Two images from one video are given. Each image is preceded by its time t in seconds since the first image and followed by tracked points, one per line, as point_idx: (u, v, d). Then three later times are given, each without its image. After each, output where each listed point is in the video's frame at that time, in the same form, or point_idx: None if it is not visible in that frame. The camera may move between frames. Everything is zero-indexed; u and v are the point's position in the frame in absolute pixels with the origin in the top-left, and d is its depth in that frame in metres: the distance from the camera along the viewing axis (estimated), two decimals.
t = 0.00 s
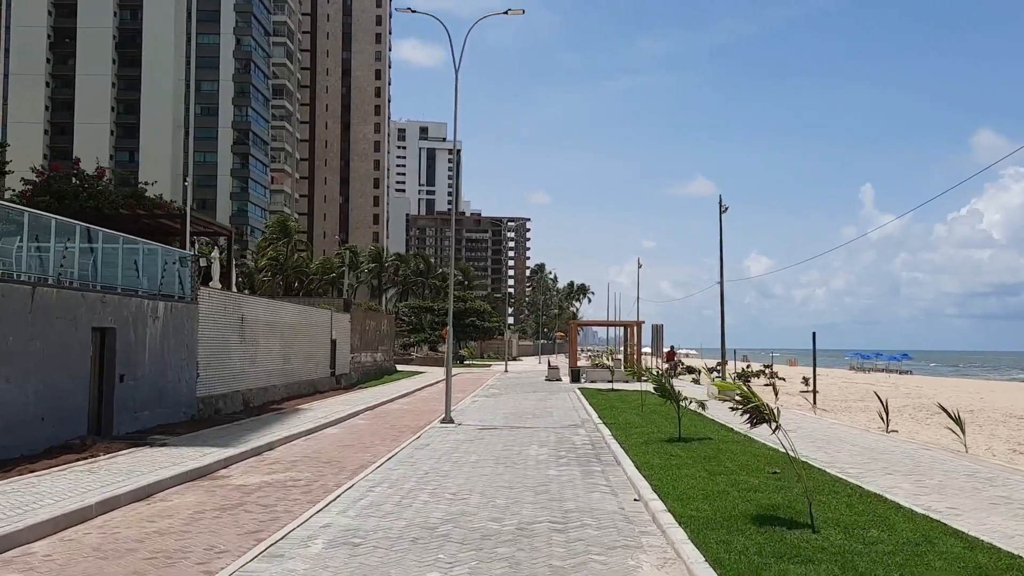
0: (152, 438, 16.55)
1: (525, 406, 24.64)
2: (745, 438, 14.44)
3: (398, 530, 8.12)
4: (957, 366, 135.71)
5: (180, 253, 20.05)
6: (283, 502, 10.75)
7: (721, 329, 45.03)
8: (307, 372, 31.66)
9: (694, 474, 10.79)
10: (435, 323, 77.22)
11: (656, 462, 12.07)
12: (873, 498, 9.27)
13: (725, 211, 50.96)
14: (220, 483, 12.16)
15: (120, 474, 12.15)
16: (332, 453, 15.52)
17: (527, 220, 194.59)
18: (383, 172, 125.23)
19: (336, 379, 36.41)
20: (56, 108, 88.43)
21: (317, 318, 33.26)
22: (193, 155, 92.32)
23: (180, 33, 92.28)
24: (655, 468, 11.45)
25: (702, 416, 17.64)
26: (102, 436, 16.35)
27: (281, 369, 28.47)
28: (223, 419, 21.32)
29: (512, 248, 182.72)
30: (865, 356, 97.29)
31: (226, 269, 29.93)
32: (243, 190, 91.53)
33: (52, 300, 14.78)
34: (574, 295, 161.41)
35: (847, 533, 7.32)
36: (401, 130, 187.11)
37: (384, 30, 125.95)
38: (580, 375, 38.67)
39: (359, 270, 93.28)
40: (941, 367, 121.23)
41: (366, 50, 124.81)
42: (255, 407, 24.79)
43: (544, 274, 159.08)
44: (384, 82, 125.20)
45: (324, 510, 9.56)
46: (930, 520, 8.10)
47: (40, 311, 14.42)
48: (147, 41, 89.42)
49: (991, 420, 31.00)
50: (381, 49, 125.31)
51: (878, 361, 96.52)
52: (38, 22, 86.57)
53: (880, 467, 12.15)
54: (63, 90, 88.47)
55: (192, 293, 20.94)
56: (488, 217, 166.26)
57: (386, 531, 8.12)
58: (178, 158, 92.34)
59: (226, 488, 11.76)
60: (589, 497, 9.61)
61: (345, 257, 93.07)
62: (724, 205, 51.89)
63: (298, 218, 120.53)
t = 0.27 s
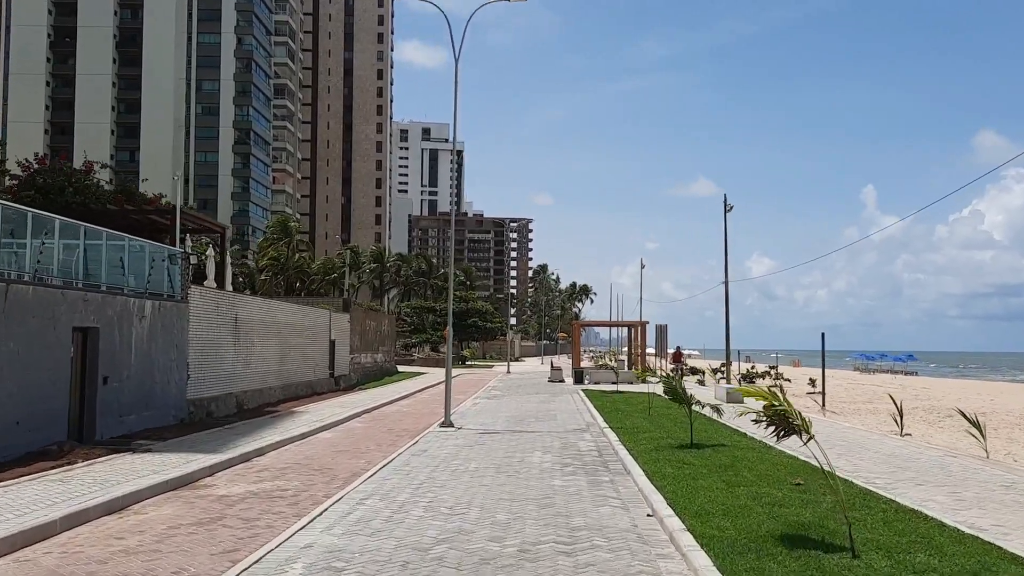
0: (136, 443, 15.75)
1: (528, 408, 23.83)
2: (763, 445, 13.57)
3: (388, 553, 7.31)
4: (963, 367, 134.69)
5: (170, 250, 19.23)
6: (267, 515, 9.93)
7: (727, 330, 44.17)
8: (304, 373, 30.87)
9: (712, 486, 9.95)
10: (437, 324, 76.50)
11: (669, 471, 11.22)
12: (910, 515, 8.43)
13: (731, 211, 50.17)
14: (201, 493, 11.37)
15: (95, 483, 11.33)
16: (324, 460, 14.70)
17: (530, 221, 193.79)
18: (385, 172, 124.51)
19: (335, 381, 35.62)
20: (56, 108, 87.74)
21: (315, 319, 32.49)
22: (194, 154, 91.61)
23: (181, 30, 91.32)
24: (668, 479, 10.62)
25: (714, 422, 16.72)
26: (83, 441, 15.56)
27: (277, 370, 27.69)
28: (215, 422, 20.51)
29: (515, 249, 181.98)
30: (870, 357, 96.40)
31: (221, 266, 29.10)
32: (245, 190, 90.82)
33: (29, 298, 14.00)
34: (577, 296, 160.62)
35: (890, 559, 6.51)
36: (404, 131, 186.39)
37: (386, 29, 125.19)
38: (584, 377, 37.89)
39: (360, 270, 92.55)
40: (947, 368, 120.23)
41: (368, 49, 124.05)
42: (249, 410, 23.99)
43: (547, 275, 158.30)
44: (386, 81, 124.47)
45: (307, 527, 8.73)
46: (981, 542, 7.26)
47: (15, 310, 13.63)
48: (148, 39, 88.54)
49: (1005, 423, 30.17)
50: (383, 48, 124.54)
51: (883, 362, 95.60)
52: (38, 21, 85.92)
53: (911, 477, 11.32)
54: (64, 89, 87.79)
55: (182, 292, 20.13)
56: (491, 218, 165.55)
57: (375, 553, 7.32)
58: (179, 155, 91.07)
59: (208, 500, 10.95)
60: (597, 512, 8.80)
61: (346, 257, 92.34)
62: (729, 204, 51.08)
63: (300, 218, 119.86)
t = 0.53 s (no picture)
0: (112, 449, 14.87)
1: (529, 411, 22.96)
2: (781, 454, 12.67)
3: None
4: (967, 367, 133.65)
5: (155, 247, 18.39)
6: (244, 532, 9.08)
7: (732, 331, 43.28)
8: (299, 375, 30.02)
9: (732, 501, 9.06)
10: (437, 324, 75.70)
11: (683, 482, 10.34)
12: (957, 536, 7.62)
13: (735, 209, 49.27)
14: (176, 506, 10.52)
15: (60, 496, 10.47)
16: (313, 468, 13.84)
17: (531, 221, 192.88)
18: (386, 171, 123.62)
19: (331, 382, 34.77)
20: (54, 106, 86.97)
21: (311, 319, 31.64)
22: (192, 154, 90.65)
23: (180, 29, 90.55)
24: (683, 491, 9.73)
25: (727, 427, 15.82)
26: (58, 447, 14.67)
27: (270, 372, 26.79)
28: (203, 426, 19.65)
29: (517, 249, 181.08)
30: (875, 358, 95.46)
31: (213, 264, 28.32)
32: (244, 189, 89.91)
33: None
34: (579, 296, 159.71)
35: None
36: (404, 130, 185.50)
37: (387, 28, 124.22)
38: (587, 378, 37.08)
39: (360, 270, 91.73)
40: (952, 369, 119.31)
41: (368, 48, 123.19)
42: (240, 413, 23.17)
43: (548, 275, 157.36)
44: (387, 80, 123.61)
45: (284, 548, 7.88)
46: None
47: None
48: (145, 37, 87.64)
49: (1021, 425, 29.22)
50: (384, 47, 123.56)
51: (888, 362, 94.70)
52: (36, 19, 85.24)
53: (944, 489, 10.44)
54: (62, 88, 87.03)
55: (169, 290, 19.31)
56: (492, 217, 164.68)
57: None
58: (177, 154, 90.48)
59: (181, 514, 10.10)
60: (606, 531, 7.97)
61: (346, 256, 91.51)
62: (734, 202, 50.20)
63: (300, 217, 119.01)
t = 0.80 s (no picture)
0: (87, 456, 14.02)
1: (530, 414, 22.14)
2: (799, 463, 11.75)
3: None
4: (972, 368, 132.67)
5: (137, 243, 17.59)
6: (214, 552, 8.23)
7: (737, 331, 42.44)
8: (292, 376, 29.21)
9: (752, 519, 8.15)
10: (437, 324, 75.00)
11: (696, 495, 9.44)
12: (1009, 560, 6.73)
13: (739, 208, 48.45)
14: (145, 521, 9.68)
15: (18, 508, 9.62)
16: (297, 477, 12.97)
17: (533, 221, 192.01)
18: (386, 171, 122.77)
19: (327, 384, 33.96)
20: (51, 105, 86.10)
21: (306, 319, 30.82)
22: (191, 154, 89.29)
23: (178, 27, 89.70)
24: (697, 507, 8.81)
25: (738, 434, 14.88)
26: (28, 454, 13.83)
27: (262, 373, 25.97)
28: (187, 430, 18.80)
29: (518, 249, 180.29)
30: (880, 358, 94.53)
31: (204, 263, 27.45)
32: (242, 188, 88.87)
33: None
34: (580, 296, 158.90)
35: None
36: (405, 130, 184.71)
37: (388, 27, 123.32)
38: (589, 380, 36.37)
39: (359, 269, 90.95)
40: (957, 369, 118.27)
41: (368, 47, 122.37)
42: (229, 417, 22.31)
43: (550, 275, 156.59)
44: (387, 79, 122.78)
45: (253, 572, 7.04)
46: None
47: None
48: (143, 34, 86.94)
49: None
50: (384, 46, 122.67)
51: (893, 363, 93.84)
52: (33, 17, 84.44)
53: (980, 502, 9.48)
54: (58, 86, 86.16)
55: (152, 288, 18.45)
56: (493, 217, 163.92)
57: None
58: (174, 153, 89.62)
59: (148, 530, 9.25)
60: (614, 554, 7.12)
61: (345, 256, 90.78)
62: (738, 201, 49.38)
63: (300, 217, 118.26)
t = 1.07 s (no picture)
0: (57, 464, 13.17)
1: (530, 418, 21.28)
2: (819, 474, 10.91)
3: None
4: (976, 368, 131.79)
5: (118, 239, 16.79)
6: None
7: (741, 332, 41.60)
8: (285, 378, 28.36)
9: (778, 538, 7.32)
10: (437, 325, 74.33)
11: (710, 510, 8.63)
12: None
13: (744, 206, 47.58)
14: (107, 538, 8.82)
15: None
16: (281, 486, 12.11)
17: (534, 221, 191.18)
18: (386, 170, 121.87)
19: (322, 385, 33.13)
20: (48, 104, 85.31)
21: (299, 319, 29.98)
22: (188, 153, 87.75)
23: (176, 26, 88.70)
24: (715, 523, 7.97)
25: (750, 441, 14.03)
26: None
27: (253, 375, 25.13)
28: (171, 435, 17.94)
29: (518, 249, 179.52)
30: (883, 358, 93.66)
31: (193, 263, 26.55)
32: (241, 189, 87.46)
33: None
34: (582, 297, 158.12)
35: None
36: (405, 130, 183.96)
37: (388, 26, 122.35)
38: (591, 381, 35.55)
39: (358, 269, 90.17)
40: (961, 370, 117.44)
41: (368, 46, 121.50)
42: (216, 420, 21.46)
43: (551, 275, 155.84)
44: (387, 78, 121.93)
45: None
46: None
47: None
48: (141, 32, 86.31)
49: None
50: (384, 45, 121.75)
51: (897, 364, 93.04)
52: (30, 15, 83.62)
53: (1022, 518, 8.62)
54: (56, 85, 85.38)
55: (133, 287, 17.62)
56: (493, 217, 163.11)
57: None
58: (172, 153, 88.67)
59: (108, 550, 8.39)
60: None
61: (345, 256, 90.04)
62: (743, 200, 48.50)
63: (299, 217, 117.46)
